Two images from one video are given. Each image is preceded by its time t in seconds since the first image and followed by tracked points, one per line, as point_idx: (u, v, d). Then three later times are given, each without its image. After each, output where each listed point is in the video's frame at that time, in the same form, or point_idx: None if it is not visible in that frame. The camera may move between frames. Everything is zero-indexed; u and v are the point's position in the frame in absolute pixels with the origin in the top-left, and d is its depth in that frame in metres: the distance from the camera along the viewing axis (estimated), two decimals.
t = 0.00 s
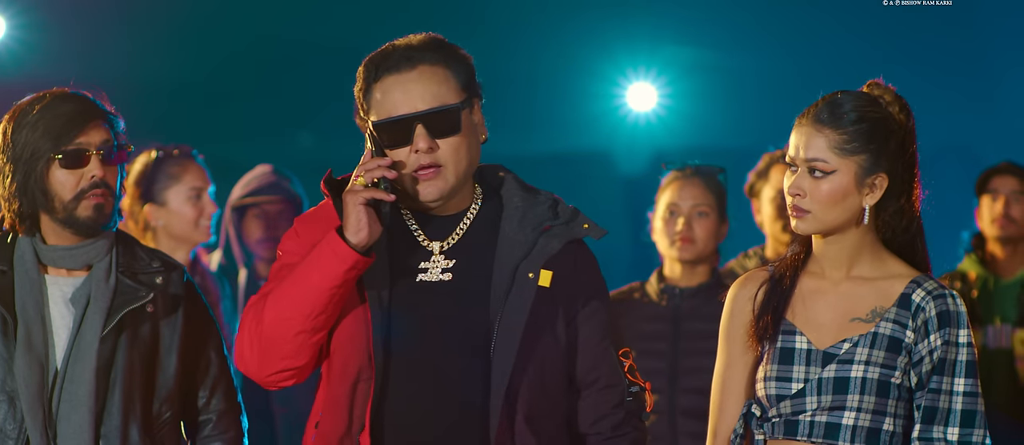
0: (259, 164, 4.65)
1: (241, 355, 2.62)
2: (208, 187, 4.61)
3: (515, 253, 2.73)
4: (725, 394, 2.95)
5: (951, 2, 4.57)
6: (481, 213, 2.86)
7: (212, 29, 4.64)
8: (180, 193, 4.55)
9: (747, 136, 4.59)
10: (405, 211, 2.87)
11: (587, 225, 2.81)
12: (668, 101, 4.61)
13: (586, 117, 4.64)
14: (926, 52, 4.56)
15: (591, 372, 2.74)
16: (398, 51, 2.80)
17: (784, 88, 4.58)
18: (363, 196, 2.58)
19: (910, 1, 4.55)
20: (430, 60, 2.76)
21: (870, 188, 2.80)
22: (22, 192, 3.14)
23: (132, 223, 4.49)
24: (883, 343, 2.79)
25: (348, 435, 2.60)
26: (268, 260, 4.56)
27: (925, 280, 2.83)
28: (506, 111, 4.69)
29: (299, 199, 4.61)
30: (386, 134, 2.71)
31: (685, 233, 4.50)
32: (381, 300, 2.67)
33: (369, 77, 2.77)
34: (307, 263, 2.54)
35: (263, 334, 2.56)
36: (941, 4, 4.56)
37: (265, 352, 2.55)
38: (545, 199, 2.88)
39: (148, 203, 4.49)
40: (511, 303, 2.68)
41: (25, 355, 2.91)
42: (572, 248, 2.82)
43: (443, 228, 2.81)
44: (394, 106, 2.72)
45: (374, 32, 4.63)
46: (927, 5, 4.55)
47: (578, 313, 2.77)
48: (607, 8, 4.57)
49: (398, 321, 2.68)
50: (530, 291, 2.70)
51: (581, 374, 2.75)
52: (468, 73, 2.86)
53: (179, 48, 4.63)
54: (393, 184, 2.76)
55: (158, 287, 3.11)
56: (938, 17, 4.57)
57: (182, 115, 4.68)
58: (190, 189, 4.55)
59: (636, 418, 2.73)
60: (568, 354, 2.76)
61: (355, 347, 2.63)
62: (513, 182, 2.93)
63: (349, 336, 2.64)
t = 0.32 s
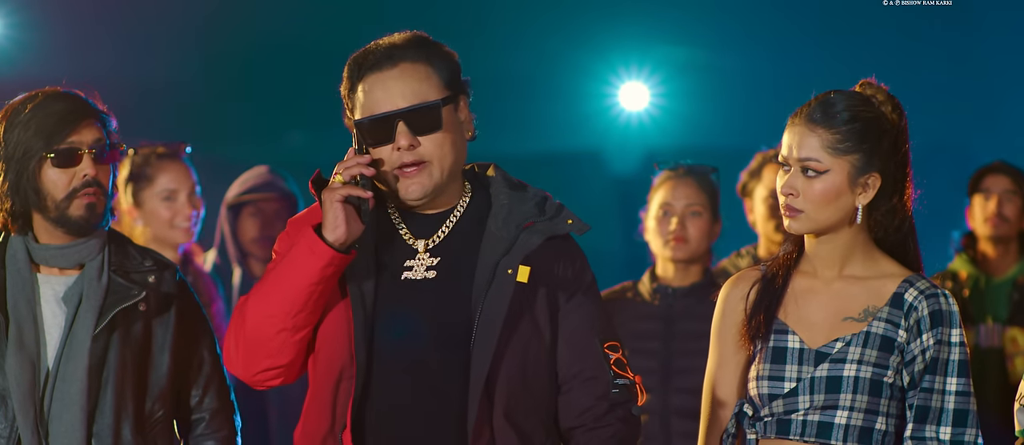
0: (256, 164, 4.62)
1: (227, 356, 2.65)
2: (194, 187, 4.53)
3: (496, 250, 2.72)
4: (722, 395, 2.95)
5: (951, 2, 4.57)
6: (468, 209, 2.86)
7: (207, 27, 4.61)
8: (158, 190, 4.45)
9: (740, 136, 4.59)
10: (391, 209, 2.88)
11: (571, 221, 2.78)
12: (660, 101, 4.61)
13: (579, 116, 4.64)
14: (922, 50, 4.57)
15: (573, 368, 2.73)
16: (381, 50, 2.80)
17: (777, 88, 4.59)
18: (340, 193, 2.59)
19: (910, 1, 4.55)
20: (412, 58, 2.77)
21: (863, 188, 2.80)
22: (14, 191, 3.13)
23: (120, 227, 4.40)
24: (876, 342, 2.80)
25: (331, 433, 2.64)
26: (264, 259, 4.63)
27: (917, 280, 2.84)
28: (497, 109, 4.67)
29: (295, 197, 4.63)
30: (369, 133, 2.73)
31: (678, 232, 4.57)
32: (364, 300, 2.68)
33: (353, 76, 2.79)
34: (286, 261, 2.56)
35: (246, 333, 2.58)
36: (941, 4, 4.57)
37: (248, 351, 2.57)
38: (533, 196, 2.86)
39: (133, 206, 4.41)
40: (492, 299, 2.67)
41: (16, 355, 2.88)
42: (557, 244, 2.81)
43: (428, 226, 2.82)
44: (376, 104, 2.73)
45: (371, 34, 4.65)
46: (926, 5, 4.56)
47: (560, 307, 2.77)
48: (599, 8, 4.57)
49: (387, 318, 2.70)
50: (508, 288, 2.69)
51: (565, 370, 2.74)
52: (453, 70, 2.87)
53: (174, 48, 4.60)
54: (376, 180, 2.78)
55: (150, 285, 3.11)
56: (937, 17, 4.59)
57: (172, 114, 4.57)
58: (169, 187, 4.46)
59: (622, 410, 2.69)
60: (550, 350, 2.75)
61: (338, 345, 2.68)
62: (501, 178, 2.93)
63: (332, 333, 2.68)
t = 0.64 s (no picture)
0: (250, 166, 4.59)
1: (220, 354, 2.64)
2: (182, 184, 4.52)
3: (491, 250, 2.72)
4: (713, 397, 2.97)
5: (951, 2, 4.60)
6: (464, 209, 2.86)
7: (204, 26, 4.62)
8: (143, 187, 4.47)
9: (733, 136, 4.60)
10: (387, 208, 2.89)
11: (566, 221, 2.79)
12: (652, 100, 4.61)
13: (572, 115, 4.63)
14: (917, 51, 4.59)
15: (567, 370, 2.73)
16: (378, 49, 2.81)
17: (772, 88, 4.59)
18: (336, 190, 2.58)
19: (910, 1, 4.59)
20: (408, 57, 2.78)
21: (855, 187, 2.81)
22: (6, 191, 3.13)
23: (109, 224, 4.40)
24: (868, 342, 2.81)
25: (326, 433, 2.65)
26: (258, 258, 4.59)
27: (908, 280, 2.85)
28: (492, 109, 4.64)
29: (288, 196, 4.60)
30: (364, 131, 2.73)
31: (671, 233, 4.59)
32: (358, 300, 2.69)
33: (350, 75, 2.80)
34: (281, 258, 2.56)
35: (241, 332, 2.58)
36: (941, 4, 4.60)
37: (243, 349, 2.58)
38: (528, 196, 2.86)
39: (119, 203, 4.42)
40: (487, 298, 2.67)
41: (8, 353, 2.90)
42: (553, 243, 2.82)
43: (424, 226, 2.82)
44: (372, 102, 2.74)
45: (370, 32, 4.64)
46: (927, 5, 4.59)
47: (555, 307, 2.77)
48: (591, 7, 4.58)
49: (384, 316, 2.72)
50: (504, 288, 2.68)
51: (558, 372, 2.74)
52: (450, 70, 2.87)
53: (170, 46, 4.60)
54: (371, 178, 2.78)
55: (143, 285, 3.11)
56: (939, 16, 4.61)
57: (167, 113, 4.55)
58: (153, 185, 4.47)
59: (614, 412, 2.69)
60: (546, 352, 2.75)
61: (333, 343, 2.69)
62: (496, 179, 2.92)
63: (327, 333, 2.70)
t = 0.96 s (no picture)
0: (244, 165, 4.59)
1: (218, 350, 2.64)
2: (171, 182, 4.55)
3: (491, 249, 2.74)
4: (698, 393, 2.99)
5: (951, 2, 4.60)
6: (459, 207, 2.87)
7: (203, 24, 4.61)
8: (131, 183, 4.50)
9: (725, 134, 4.61)
10: (381, 205, 2.88)
11: (564, 221, 2.79)
12: (644, 99, 4.63)
13: (563, 114, 4.62)
14: (914, 51, 4.61)
15: (564, 371, 2.76)
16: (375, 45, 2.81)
17: (763, 86, 4.60)
18: (337, 185, 2.58)
19: (910, 1, 4.59)
20: (407, 54, 2.79)
21: (846, 184, 2.83)
22: None
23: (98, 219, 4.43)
24: (858, 339, 2.82)
25: (325, 432, 2.65)
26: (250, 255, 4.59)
27: (897, 277, 2.87)
28: (487, 108, 4.65)
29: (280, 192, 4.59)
30: (362, 126, 2.73)
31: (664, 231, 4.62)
32: (357, 297, 2.68)
33: (346, 70, 2.79)
34: (281, 254, 2.56)
35: (237, 328, 2.58)
36: (941, 4, 4.59)
37: (240, 346, 2.57)
38: (522, 195, 2.88)
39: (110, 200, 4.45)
40: (488, 296, 2.69)
41: None
42: (550, 244, 2.83)
43: (421, 223, 2.82)
44: (370, 98, 2.74)
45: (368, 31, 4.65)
46: (927, 5, 4.58)
47: (553, 308, 2.79)
48: (583, 5, 4.58)
49: (381, 314, 2.70)
50: (506, 288, 2.70)
51: (556, 373, 2.77)
52: (446, 68, 2.88)
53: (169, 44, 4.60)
54: (367, 174, 2.77)
55: (135, 281, 3.11)
56: (938, 17, 4.61)
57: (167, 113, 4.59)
58: (141, 181, 4.50)
59: (611, 416, 2.76)
60: (543, 351, 2.77)
61: (333, 341, 2.68)
62: (490, 177, 2.93)
63: (326, 331, 2.69)
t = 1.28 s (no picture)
0: (244, 168, 4.66)
1: (212, 350, 2.63)
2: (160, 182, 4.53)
3: (487, 250, 2.74)
4: (677, 389, 2.97)
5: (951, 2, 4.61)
6: (452, 208, 2.87)
7: (201, 22, 4.56)
8: (120, 183, 4.43)
9: (714, 132, 4.66)
10: (373, 205, 2.87)
11: (558, 222, 2.80)
12: (635, 98, 4.65)
13: (556, 114, 4.62)
14: (910, 52, 4.63)
15: (560, 371, 2.76)
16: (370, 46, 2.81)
17: (758, 89, 4.61)
18: (334, 185, 2.58)
19: (910, 1, 4.58)
20: (402, 55, 2.79)
21: (846, 183, 2.85)
22: None
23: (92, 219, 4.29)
24: (844, 339, 2.84)
25: (323, 433, 2.63)
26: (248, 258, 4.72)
27: (882, 278, 2.89)
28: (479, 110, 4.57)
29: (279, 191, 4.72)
30: (359, 127, 2.73)
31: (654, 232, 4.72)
32: (354, 297, 2.67)
33: (341, 70, 2.79)
34: (278, 254, 2.56)
35: (233, 328, 2.57)
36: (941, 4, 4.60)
37: (236, 345, 2.57)
38: (514, 196, 2.88)
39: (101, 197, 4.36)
40: (486, 296, 2.69)
41: None
42: (542, 246, 2.81)
43: (415, 224, 2.82)
44: (365, 99, 2.75)
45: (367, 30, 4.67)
46: (927, 5, 4.59)
47: (549, 308, 2.79)
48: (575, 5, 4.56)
49: (379, 315, 2.70)
50: (503, 287, 2.71)
51: (554, 372, 2.77)
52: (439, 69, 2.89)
53: (168, 45, 4.52)
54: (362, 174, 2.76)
55: (125, 281, 3.13)
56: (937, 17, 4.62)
57: (159, 114, 4.51)
58: (130, 181, 4.44)
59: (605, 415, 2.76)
60: (539, 351, 2.78)
61: (332, 342, 2.67)
62: (482, 178, 2.94)
63: (323, 333, 2.67)
